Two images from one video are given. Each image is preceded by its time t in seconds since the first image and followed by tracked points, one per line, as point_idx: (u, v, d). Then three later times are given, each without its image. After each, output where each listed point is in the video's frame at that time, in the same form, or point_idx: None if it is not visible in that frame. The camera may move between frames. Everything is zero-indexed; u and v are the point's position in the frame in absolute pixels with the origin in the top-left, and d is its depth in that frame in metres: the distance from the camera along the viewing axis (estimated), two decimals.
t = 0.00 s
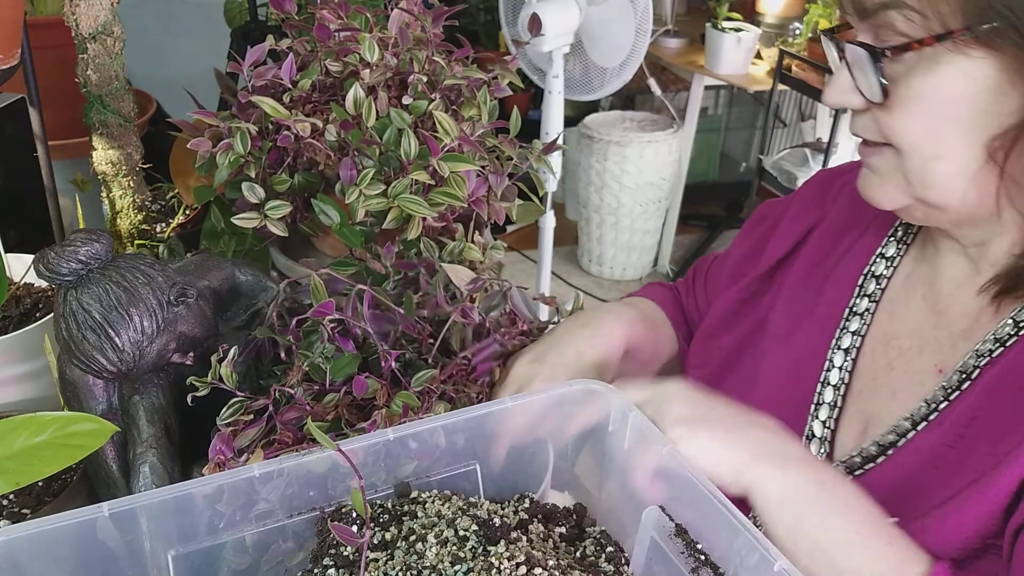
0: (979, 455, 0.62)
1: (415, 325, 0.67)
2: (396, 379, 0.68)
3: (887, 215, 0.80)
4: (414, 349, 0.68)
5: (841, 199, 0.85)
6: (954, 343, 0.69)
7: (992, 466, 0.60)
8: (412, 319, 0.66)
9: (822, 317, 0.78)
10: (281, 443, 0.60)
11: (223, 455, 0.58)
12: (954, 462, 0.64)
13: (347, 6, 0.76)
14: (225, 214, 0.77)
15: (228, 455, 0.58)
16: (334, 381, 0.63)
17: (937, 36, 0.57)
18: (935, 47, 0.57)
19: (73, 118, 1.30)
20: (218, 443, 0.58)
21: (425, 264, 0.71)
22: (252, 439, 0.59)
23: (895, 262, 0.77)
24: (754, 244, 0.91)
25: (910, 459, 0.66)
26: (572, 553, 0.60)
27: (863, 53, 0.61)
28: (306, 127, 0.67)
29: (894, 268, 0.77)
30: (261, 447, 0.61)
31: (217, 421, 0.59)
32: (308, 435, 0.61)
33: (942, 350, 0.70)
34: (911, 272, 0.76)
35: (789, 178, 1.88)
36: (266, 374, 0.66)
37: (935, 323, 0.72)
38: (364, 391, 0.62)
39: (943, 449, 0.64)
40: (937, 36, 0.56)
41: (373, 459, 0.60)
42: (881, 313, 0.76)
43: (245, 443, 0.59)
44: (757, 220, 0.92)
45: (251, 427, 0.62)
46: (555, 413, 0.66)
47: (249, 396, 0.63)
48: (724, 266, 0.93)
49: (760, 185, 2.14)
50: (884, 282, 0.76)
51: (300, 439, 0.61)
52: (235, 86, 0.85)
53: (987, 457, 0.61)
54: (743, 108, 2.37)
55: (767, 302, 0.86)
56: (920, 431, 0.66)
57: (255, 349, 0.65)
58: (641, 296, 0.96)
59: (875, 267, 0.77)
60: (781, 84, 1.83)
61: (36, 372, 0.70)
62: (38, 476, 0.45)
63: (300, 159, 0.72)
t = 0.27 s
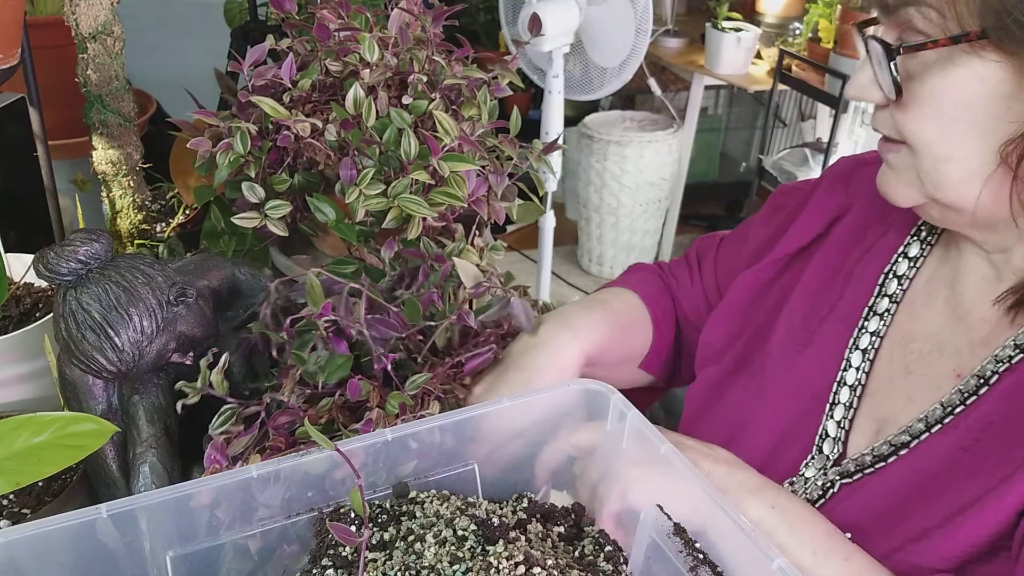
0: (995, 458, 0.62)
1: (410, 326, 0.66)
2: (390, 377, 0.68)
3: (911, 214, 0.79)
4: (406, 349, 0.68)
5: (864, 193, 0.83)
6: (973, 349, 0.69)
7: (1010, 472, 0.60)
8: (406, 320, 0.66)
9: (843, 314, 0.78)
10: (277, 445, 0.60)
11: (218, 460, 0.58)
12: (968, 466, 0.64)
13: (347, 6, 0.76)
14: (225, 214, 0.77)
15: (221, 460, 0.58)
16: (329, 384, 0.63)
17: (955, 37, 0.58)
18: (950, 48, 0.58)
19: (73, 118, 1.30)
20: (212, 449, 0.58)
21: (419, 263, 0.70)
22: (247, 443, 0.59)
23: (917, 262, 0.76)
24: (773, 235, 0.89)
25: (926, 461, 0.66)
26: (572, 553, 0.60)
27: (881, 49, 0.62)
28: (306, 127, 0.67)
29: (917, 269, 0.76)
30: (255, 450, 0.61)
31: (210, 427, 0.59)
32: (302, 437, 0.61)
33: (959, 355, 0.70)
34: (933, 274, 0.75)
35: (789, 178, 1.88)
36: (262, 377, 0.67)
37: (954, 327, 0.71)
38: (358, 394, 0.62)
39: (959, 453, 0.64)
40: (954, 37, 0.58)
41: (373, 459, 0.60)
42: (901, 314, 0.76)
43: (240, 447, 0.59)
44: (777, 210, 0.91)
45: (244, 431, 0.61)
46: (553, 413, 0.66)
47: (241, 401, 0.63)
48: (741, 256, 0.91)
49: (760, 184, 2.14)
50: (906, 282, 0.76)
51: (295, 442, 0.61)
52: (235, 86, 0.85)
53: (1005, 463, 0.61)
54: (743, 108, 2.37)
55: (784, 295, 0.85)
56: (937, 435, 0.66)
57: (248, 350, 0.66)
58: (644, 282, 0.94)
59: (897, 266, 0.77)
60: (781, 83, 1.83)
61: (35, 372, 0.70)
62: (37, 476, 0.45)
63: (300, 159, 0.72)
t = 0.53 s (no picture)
0: (1007, 465, 0.62)
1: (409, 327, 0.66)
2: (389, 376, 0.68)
3: (922, 214, 0.79)
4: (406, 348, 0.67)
5: (875, 193, 0.83)
6: (985, 354, 0.68)
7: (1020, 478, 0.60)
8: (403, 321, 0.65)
9: (851, 315, 0.78)
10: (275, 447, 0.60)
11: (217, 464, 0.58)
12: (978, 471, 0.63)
13: (347, 6, 0.76)
14: (225, 215, 0.77)
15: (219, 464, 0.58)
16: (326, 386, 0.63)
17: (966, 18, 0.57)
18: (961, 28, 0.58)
19: (73, 118, 1.30)
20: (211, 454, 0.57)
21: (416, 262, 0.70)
22: (245, 447, 0.59)
23: (929, 263, 0.76)
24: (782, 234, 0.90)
25: (938, 468, 0.66)
26: (572, 553, 0.60)
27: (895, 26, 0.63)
28: (306, 127, 0.67)
29: (928, 270, 0.76)
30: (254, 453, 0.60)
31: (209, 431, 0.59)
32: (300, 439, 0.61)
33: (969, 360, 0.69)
34: (944, 275, 0.75)
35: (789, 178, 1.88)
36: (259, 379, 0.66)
37: (964, 332, 0.71)
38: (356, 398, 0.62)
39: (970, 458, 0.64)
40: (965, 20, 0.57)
41: (374, 459, 0.60)
42: (910, 316, 0.75)
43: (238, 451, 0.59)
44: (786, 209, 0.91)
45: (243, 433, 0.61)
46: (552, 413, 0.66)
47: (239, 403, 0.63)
48: (750, 256, 0.92)
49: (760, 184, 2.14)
50: (917, 283, 0.76)
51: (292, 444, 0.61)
52: (235, 86, 0.85)
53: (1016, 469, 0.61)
54: (743, 108, 2.38)
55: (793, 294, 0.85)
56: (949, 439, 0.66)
57: (243, 355, 0.63)
58: (654, 281, 0.95)
59: (908, 268, 0.77)
60: (781, 83, 1.83)
61: (35, 372, 0.70)
62: (37, 475, 0.44)
63: (300, 159, 0.72)
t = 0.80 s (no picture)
0: (1009, 458, 0.61)
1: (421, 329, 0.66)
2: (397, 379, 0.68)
3: (924, 213, 0.79)
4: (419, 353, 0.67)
5: (876, 193, 0.84)
6: (986, 347, 0.68)
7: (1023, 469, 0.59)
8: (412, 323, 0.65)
9: (854, 312, 0.78)
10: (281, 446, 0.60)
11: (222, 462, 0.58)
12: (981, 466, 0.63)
13: (347, 6, 0.76)
14: (225, 215, 0.77)
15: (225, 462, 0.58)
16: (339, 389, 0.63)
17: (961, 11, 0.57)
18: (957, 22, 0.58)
19: (73, 118, 1.30)
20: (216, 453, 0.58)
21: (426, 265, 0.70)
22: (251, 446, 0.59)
23: (931, 260, 0.76)
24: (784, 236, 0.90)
25: (940, 461, 0.65)
26: (571, 553, 0.60)
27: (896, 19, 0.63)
28: (306, 127, 0.67)
29: (930, 267, 0.76)
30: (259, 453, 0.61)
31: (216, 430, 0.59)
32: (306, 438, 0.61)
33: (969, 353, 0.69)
34: (945, 271, 0.75)
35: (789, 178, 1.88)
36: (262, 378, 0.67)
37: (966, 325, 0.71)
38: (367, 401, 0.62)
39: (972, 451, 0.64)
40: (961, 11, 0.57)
41: (374, 459, 0.60)
42: (912, 313, 0.75)
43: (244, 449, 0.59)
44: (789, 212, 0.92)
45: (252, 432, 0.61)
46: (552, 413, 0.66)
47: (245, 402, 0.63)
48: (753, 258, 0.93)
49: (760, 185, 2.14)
50: (919, 280, 0.76)
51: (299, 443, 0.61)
52: (235, 86, 0.85)
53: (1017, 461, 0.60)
54: (743, 108, 2.38)
55: (795, 295, 0.86)
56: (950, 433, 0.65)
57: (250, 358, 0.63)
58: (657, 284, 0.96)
59: (910, 265, 0.77)
60: (781, 83, 1.83)
61: (35, 372, 0.70)
62: (38, 476, 0.45)
63: (300, 159, 0.72)
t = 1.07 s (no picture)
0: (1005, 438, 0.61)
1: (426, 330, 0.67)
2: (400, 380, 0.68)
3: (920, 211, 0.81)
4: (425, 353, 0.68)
5: (874, 198, 0.85)
6: (982, 328, 0.68)
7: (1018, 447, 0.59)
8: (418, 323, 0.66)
9: (850, 307, 0.79)
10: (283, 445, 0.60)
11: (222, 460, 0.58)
12: (977, 444, 0.63)
13: (347, 6, 0.76)
14: (225, 215, 0.77)
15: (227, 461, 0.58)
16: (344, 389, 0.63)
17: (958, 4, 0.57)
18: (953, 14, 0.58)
19: (73, 118, 1.30)
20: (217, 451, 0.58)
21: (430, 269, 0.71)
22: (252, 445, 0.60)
23: (924, 254, 0.77)
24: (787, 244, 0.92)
25: (936, 442, 0.65)
26: (571, 553, 0.60)
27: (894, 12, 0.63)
28: (306, 127, 0.67)
29: (923, 261, 0.77)
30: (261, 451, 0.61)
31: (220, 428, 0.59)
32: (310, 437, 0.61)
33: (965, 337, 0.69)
34: (939, 262, 0.76)
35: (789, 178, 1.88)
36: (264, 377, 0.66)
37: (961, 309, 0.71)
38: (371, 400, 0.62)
39: (966, 430, 0.63)
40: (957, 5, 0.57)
41: (374, 459, 0.60)
42: (908, 304, 0.75)
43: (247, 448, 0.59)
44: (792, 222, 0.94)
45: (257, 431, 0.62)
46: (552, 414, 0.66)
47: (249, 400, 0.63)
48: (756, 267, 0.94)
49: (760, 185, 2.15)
50: (912, 273, 0.77)
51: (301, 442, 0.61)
52: (235, 86, 0.85)
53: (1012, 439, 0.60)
54: (743, 108, 2.38)
55: (796, 295, 0.86)
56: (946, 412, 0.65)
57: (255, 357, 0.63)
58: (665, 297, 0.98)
59: (905, 259, 0.78)
60: (781, 83, 1.83)
61: (35, 372, 0.70)
62: (37, 476, 0.44)
63: (300, 159, 0.72)
